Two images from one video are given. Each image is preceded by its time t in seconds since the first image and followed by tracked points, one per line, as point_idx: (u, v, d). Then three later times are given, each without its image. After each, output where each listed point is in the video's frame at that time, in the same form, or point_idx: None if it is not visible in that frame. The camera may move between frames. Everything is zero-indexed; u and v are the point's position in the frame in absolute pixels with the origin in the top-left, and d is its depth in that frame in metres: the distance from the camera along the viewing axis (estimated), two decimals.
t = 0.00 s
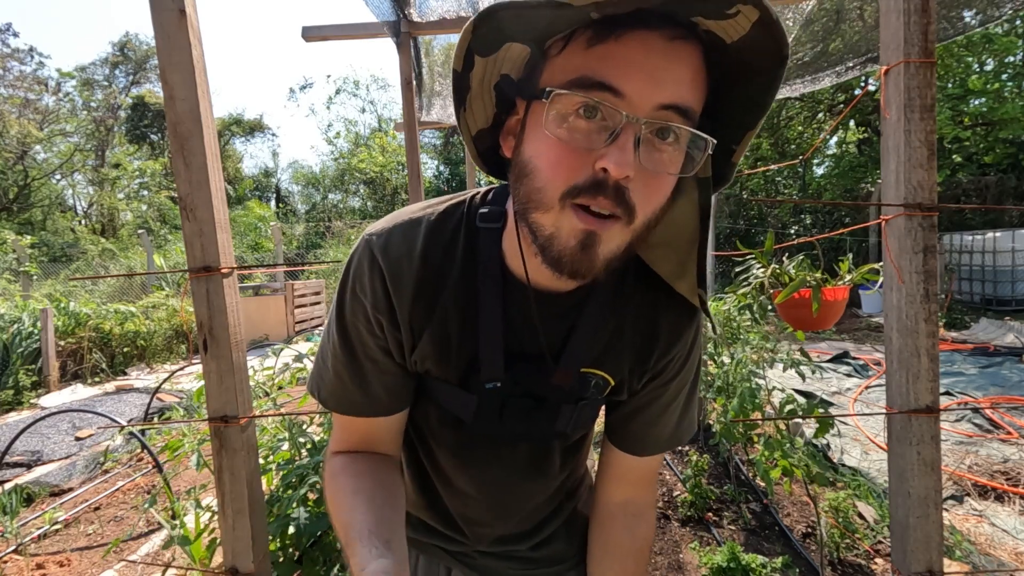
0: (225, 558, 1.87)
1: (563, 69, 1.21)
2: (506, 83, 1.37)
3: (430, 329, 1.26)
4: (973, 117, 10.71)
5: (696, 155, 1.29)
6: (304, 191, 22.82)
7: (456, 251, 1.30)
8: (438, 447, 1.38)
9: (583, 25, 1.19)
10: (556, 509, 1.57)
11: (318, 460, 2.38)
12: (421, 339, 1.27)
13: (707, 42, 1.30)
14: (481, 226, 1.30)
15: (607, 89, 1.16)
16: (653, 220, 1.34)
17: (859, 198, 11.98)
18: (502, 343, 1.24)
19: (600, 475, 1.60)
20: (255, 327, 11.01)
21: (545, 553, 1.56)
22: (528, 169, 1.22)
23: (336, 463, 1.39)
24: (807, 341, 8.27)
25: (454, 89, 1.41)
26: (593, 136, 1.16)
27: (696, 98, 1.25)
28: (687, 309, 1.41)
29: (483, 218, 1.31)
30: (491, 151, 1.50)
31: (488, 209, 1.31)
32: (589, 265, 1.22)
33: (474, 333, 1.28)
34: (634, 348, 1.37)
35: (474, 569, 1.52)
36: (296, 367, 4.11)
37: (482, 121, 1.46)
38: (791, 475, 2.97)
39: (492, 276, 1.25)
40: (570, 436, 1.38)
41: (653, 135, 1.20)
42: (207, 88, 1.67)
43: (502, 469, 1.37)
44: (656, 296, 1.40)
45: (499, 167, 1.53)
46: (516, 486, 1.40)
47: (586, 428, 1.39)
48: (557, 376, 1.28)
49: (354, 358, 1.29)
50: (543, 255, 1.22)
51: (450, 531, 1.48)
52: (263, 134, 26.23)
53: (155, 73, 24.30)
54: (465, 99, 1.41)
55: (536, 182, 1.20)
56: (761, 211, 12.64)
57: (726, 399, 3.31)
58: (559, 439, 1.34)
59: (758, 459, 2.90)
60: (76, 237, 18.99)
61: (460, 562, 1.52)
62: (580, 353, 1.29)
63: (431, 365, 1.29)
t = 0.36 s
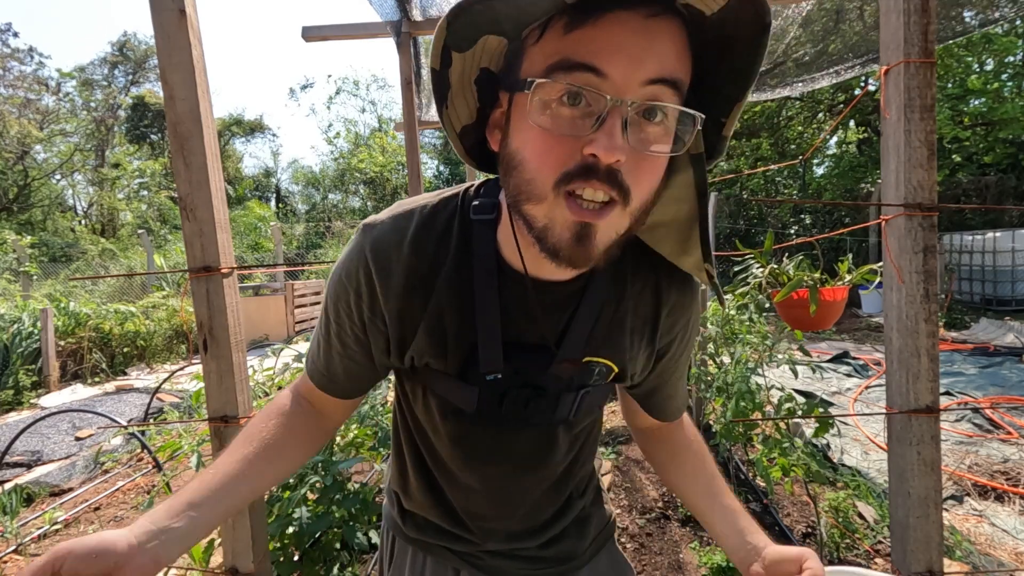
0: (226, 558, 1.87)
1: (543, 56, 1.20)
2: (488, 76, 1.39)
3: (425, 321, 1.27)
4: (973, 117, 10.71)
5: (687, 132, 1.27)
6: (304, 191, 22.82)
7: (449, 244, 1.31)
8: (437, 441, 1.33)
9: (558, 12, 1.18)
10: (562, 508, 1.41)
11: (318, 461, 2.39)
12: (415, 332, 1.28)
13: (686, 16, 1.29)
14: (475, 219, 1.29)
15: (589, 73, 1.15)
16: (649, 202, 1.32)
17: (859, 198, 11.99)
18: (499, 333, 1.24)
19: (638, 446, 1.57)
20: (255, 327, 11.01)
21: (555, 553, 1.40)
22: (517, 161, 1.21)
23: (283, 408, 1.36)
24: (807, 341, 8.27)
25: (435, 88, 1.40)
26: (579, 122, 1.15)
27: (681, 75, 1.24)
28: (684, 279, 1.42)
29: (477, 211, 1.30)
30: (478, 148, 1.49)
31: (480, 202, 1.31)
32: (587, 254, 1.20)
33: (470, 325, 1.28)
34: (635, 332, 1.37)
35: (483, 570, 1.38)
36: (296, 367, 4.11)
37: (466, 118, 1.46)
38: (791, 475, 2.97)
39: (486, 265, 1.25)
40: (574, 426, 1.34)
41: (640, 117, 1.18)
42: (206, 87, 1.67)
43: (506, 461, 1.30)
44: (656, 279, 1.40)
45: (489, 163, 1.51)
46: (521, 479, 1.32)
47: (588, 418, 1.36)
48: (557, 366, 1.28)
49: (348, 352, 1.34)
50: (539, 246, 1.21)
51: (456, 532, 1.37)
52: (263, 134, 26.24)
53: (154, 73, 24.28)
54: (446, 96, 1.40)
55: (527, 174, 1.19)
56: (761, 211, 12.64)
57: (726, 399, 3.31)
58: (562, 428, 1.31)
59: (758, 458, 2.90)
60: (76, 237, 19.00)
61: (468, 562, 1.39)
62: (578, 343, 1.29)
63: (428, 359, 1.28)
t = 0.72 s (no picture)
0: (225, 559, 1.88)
1: (542, 65, 1.19)
2: (485, 81, 1.39)
3: (418, 325, 1.27)
4: (973, 117, 10.71)
5: (687, 146, 1.27)
6: (304, 191, 22.82)
7: (444, 247, 1.30)
8: (433, 444, 1.33)
9: (558, 19, 1.17)
10: (562, 510, 1.41)
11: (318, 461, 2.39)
12: (409, 337, 1.28)
13: (691, 27, 1.29)
14: (470, 225, 1.29)
15: (589, 84, 1.15)
16: (646, 215, 1.32)
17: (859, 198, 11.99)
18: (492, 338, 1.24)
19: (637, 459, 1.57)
20: (255, 327, 11.01)
21: (553, 557, 1.39)
22: (512, 171, 1.21)
23: (305, 422, 1.38)
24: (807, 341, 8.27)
25: (433, 91, 1.41)
26: (576, 135, 1.14)
27: (682, 87, 1.23)
28: (682, 293, 1.41)
29: (472, 216, 1.29)
30: (474, 151, 1.50)
31: (476, 207, 1.30)
32: (579, 267, 1.21)
33: (464, 330, 1.28)
34: (631, 341, 1.36)
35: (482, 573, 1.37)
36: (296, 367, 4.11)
37: (463, 122, 1.46)
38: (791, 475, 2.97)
39: (481, 270, 1.25)
40: (570, 433, 1.34)
41: (639, 130, 1.17)
42: (206, 88, 1.67)
43: (502, 464, 1.29)
44: (654, 287, 1.39)
45: (485, 166, 1.52)
46: (519, 483, 1.31)
47: (584, 425, 1.36)
48: (550, 374, 1.28)
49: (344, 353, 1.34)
50: (533, 258, 1.22)
51: (454, 534, 1.37)
52: (263, 134, 26.25)
53: (154, 72, 24.28)
54: (442, 101, 1.41)
55: (521, 185, 1.19)
56: (761, 211, 12.65)
57: (726, 399, 3.32)
58: (557, 434, 1.31)
59: (757, 458, 2.90)
60: (76, 237, 19.00)
61: (466, 563, 1.37)
62: (573, 350, 1.29)
63: (422, 363, 1.28)
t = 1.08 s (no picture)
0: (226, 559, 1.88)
1: (540, 61, 1.19)
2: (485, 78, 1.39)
3: (416, 324, 1.27)
4: (973, 117, 10.70)
5: (686, 143, 1.27)
6: (304, 191, 22.81)
7: (443, 246, 1.30)
8: (431, 443, 1.33)
9: (557, 14, 1.17)
10: (562, 511, 1.42)
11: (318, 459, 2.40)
12: (408, 335, 1.28)
13: (690, 23, 1.29)
14: (469, 222, 1.29)
15: (587, 80, 1.15)
16: (645, 212, 1.32)
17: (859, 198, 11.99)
18: (490, 337, 1.24)
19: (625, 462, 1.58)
20: (255, 327, 11.01)
21: (553, 558, 1.40)
22: (511, 167, 1.22)
23: (303, 422, 1.39)
24: (807, 341, 8.27)
25: (433, 90, 1.41)
26: (575, 130, 1.14)
27: (681, 83, 1.23)
28: (681, 291, 1.41)
29: (470, 214, 1.29)
30: (473, 148, 1.50)
31: (475, 204, 1.30)
32: (579, 264, 1.20)
33: (462, 329, 1.28)
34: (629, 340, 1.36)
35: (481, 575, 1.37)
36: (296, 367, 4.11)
37: (461, 119, 1.47)
38: (790, 475, 2.97)
39: (479, 268, 1.25)
40: (569, 432, 1.34)
41: (638, 125, 1.18)
42: (206, 88, 1.67)
43: (500, 464, 1.29)
44: (653, 287, 1.39)
45: (484, 163, 1.53)
46: (518, 483, 1.31)
47: (583, 424, 1.35)
48: (549, 373, 1.28)
49: (342, 351, 1.34)
50: (531, 255, 1.22)
51: (453, 534, 1.37)
52: (263, 134, 26.26)
53: (154, 72, 24.28)
54: (441, 98, 1.41)
55: (519, 181, 1.19)
56: (761, 211, 12.65)
57: (725, 398, 3.33)
58: (556, 434, 1.31)
59: (756, 458, 2.91)
60: (77, 237, 19.00)
61: (465, 565, 1.38)
62: (572, 349, 1.29)
63: (421, 362, 1.28)
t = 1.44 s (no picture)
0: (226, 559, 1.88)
1: (537, 64, 1.19)
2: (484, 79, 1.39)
3: (413, 322, 1.27)
4: (973, 117, 10.70)
5: (681, 147, 1.26)
6: (304, 191, 22.81)
7: (441, 246, 1.30)
8: (427, 442, 1.33)
9: (554, 18, 1.17)
10: (558, 510, 1.42)
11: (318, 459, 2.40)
12: (405, 334, 1.28)
13: (685, 28, 1.29)
14: (466, 223, 1.29)
15: (583, 83, 1.15)
16: (640, 214, 1.32)
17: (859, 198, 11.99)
18: (486, 336, 1.24)
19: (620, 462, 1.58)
20: (255, 328, 11.01)
21: (549, 557, 1.39)
22: (507, 169, 1.21)
23: (300, 420, 1.39)
24: (807, 341, 8.27)
25: (432, 91, 1.40)
26: (570, 132, 1.14)
27: (675, 87, 1.23)
28: (675, 294, 1.40)
29: (468, 214, 1.29)
30: (471, 149, 1.52)
31: (472, 205, 1.30)
32: (573, 265, 1.21)
33: (458, 328, 1.28)
34: (624, 341, 1.36)
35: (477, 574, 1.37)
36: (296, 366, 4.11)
37: (459, 121, 1.47)
38: (790, 474, 2.97)
39: (475, 269, 1.25)
40: (564, 432, 1.34)
41: (633, 128, 1.17)
42: (206, 88, 1.67)
43: (496, 463, 1.29)
44: (648, 288, 1.39)
45: (482, 163, 1.53)
46: (513, 482, 1.31)
47: (578, 425, 1.35)
48: (544, 372, 1.28)
49: (339, 349, 1.34)
50: (526, 256, 1.21)
51: (449, 532, 1.37)
52: (263, 134, 26.27)
53: (154, 72, 24.28)
54: (439, 99, 1.41)
55: (515, 182, 1.19)
56: (761, 211, 12.66)
57: (725, 398, 3.33)
58: (552, 434, 1.30)
59: (756, 458, 2.91)
60: (77, 237, 19.00)
61: (461, 564, 1.38)
62: (567, 349, 1.29)
63: (417, 361, 1.28)
